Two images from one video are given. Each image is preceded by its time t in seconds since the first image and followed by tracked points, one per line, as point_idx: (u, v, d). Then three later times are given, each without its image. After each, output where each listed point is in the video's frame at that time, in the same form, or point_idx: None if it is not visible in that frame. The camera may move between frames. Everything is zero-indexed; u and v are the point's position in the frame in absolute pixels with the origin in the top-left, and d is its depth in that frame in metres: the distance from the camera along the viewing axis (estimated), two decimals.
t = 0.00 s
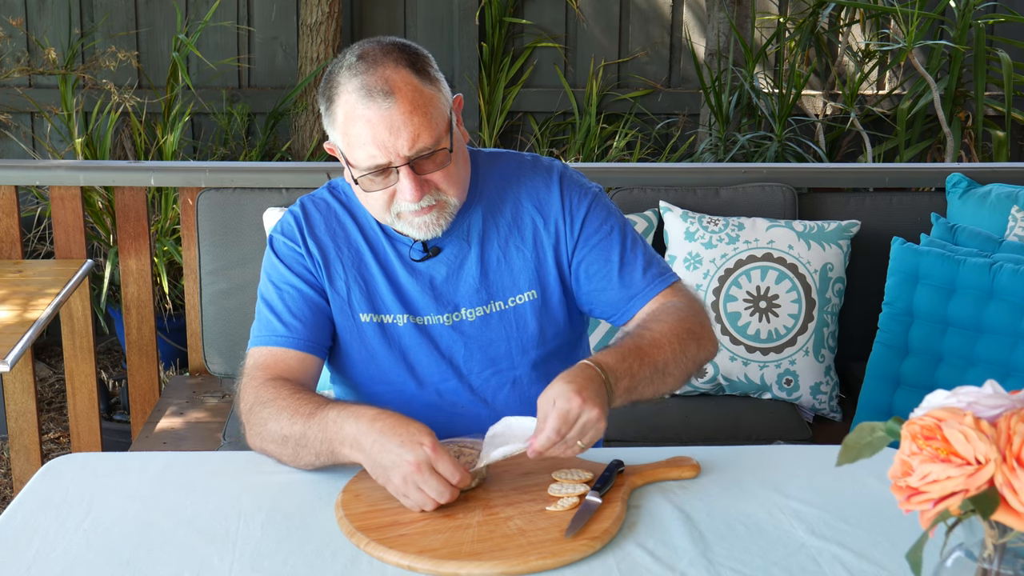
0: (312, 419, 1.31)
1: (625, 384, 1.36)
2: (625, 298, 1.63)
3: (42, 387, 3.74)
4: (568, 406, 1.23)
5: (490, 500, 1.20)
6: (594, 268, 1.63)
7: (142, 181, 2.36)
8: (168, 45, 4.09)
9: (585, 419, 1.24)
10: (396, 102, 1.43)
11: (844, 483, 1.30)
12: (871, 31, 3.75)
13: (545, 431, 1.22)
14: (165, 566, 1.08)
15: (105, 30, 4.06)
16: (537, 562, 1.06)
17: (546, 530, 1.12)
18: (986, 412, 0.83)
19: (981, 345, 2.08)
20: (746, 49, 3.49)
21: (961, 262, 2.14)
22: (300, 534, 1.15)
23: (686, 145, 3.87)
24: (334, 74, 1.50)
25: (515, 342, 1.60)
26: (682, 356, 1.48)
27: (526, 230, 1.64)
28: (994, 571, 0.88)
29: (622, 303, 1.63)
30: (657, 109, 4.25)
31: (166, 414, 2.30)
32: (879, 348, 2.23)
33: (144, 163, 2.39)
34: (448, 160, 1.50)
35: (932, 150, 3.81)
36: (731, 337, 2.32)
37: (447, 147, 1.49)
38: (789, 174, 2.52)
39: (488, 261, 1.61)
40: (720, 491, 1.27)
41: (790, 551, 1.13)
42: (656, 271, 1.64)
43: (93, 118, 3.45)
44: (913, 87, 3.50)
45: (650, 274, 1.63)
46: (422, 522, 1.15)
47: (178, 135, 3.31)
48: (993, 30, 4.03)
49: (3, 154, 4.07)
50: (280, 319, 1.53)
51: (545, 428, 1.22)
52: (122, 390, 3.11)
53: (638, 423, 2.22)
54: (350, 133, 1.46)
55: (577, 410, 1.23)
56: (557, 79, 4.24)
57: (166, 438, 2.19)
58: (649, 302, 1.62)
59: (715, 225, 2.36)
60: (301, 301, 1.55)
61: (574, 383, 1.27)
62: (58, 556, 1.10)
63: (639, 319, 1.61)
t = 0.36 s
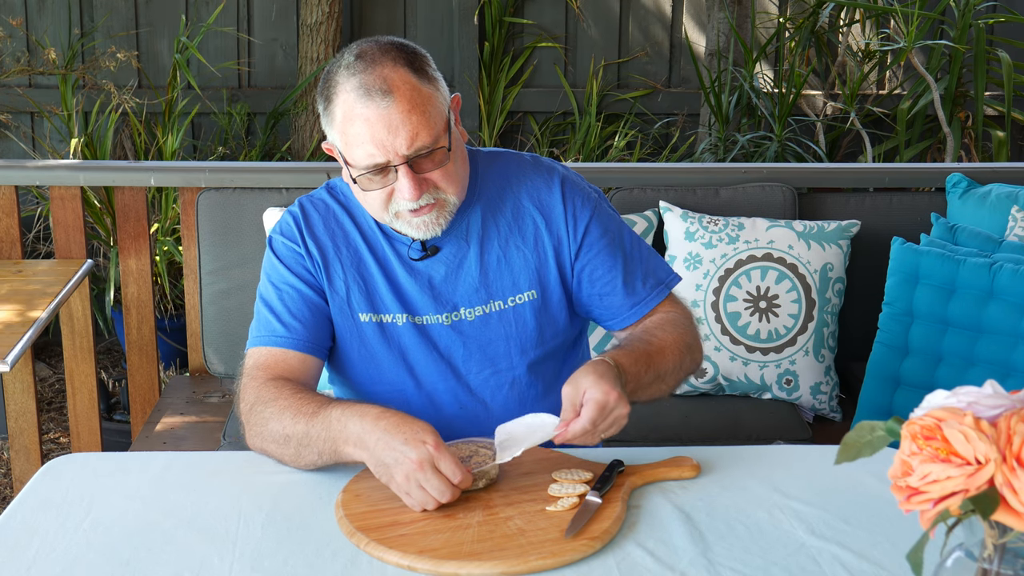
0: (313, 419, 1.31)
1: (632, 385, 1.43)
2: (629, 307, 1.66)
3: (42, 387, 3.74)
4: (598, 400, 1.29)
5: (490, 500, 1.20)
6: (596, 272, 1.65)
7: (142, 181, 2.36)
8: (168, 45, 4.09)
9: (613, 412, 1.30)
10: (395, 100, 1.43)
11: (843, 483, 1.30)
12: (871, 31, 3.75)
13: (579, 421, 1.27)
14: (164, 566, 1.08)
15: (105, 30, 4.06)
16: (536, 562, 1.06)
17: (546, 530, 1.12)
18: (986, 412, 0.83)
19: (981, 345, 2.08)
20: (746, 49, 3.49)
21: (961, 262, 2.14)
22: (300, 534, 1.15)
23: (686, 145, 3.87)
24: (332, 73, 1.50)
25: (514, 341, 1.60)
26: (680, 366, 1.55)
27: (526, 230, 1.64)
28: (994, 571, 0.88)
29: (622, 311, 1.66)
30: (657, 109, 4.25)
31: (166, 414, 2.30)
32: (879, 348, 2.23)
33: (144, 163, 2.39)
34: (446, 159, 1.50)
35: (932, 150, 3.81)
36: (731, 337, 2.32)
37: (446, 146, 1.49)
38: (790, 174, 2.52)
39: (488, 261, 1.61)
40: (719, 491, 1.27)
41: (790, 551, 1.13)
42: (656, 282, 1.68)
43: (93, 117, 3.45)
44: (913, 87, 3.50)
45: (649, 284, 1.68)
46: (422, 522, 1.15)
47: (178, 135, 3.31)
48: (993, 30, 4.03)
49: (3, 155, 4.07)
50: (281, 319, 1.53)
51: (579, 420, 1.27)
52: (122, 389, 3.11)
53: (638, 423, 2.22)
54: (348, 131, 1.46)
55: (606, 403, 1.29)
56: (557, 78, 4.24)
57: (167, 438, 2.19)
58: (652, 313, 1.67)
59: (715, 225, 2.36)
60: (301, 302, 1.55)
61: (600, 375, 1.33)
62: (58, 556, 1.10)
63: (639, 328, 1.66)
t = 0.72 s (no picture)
0: (314, 419, 1.31)
1: (631, 377, 1.42)
2: (629, 302, 1.66)
3: (42, 386, 3.74)
4: (580, 387, 1.28)
5: (490, 500, 1.20)
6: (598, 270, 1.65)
7: (142, 181, 2.36)
8: (169, 45, 4.09)
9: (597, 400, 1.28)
10: (398, 101, 1.43)
11: (843, 483, 1.30)
12: (871, 31, 3.76)
13: (561, 408, 1.24)
14: (164, 566, 1.08)
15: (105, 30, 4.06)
16: (536, 562, 1.06)
17: (546, 530, 1.12)
18: (986, 412, 0.83)
19: (981, 345, 2.08)
20: (746, 49, 3.49)
21: (961, 262, 2.14)
22: (300, 534, 1.15)
23: (686, 145, 3.87)
24: (334, 73, 1.50)
25: (515, 340, 1.59)
26: (681, 361, 1.53)
27: (527, 229, 1.64)
28: (994, 571, 0.88)
29: (624, 307, 1.66)
30: (657, 110, 4.25)
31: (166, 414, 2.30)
32: (879, 348, 2.23)
33: (144, 163, 2.39)
34: (450, 159, 1.50)
35: (932, 150, 3.81)
36: (731, 337, 2.32)
37: (449, 145, 1.49)
38: (790, 175, 2.53)
39: (489, 260, 1.61)
40: (719, 491, 1.27)
41: (790, 551, 1.13)
42: (657, 277, 1.68)
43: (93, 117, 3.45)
44: (913, 87, 3.50)
45: (651, 279, 1.67)
46: (422, 521, 1.15)
47: (178, 135, 3.31)
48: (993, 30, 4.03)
49: (3, 155, 4.07)
50: (280, 319, 1.53)
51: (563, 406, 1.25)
52: (122, 389, 3.11)
53: (638, 423, 2.22)
54: (352, 132, 1.46)
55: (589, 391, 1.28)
56: (557, 78, 4.24)
57: (167, 438, 2.19)
58: (652, 308, 1.66)
59: (715, 226, 2.36)
60: (300, 303, 1.55)
61: (587, 366, 1.33)
62: (59, 556, 1.10)
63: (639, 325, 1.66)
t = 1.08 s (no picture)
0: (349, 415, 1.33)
1: (629, 371, 1.39)
2: (630, 290, 1.62)
3: (42, 387, 3.75)
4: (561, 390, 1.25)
5: (490, 500, 1.20)
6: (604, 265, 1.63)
7: (142, 181, 2.36)
8: (169, 46, 4.09)
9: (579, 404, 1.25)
10: (420, 91, 1.44)
11: (843, 483, 1.30)
12: (871, 31, 3.76)
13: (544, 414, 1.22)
14: (165, 566, 1.08)
15: (105, 30, 4.06)
16: (537, 562, 1.06)
17: (546, 530, 1.12)
18: (986, 412, 0.83)
19: (981, 345, 2.08)
20: (746, 49, 3.49)
21: (961, 262, 2.14)
22: (300, 534, 1.15)
23: (687, 145, 3.87)
24: (356, 62, 1.51)
25: (519, 334, 1.59)
26: (686, 347, 1.48)
27: (536, 224, 1.65)
28: (994, 571, 0.88)
29: (626, 297, 1.62)
30: (657, 110, 4.26)
31: (166, 414, 2.30)
32: (880, 348, 2.23)
33: (144, 163, 2.39)
34: (467, 152, 1.50)
35: (932, 150, 3.81)
36: (731, 337, 2.32)
37: (467, 139, 1.49)
38: (790, 175, 2.53)
39: (497, 254, 1.61)
40: (720, 491, 1.27)
41: (790, 551, 1.13)
42: (661, 267, 1.64)
43: (93, 118, 3.45)
44: (913, 87, 3.50)
45: (655, 269, 1.63)
46: (422, 521, 1.15)
47: (178, 135, 3.31)
48: (993, 30, 4.03)
49: (3, 155, 4.07)
50: (292, 309, 1.54)
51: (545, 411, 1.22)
52: (122, 389, 3.11)
53: (638, 423, 2.22)
54: (371, 121, 1.46)
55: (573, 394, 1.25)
56: (557, 78, 4.24)
57: (166, 438, 2.18)
58: (651, 296, 1.61)
59: (715, 226, 2.36)
60: (311, 292, 1.56)
61: (569, 368, 1.29)
62: (59, 556, 1.10)
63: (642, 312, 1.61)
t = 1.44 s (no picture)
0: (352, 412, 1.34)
1: (636, 381, 1.38)
2: (633, 295, 1.62)
3: (42, 387, 3.75)
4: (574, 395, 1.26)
5: (490, 500, 1.20)
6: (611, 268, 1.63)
7: (142, 181, 2.36)
8: (169, 46, 4.09)
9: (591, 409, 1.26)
10: (437, 83, 1.44)
11: (843, 483, 1.30)
12: (871, 31, 3.75)
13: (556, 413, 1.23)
14: (165, 566, 1.08)
15: (105, 30, 4.06)
16: (537, 562, 1.06)
17: (546, 530, 1.12)
18: (986, 412, 0.83)
19: (982, 345, 2.08)
20: (746, 49, 3.49)
21: (961, 262, 2.14)
22: (300, 534, 1.15)
23: (686, 145, 3.87)
24: (373, 52, 1.51)
25: (523, 331, 1.59)
26: (692, 354, 1.48)
27: (544, 222, 1.64)
28: (994, 571, 0.88)
29: (631, 300, 1.62)
30: (657, 109, 4.25)
31: (166, 414, 2.30)
32: (880, 348, 2.23)
33: (144, 163, 2.39)
34: (480, 146, 1.50)
35: (932, 150, 3.81)
36: (731, 337, 2.32)
37: (480, 133, 1.49)
38: (790, 175, 2.53)
39: (503, 251, 1.61)
40: (720, 491, 1.26)
41: (790, 551, 1.13)
42: (669, 272, 1.64)
43: (93, 118, 3.45)
44: (913, 87, 3.50)
45: (662, 273, 1.63)
46: (422, 521, 1.15)
47: (177, 135, 3.31)
48: (993, 30, 4.03)
49: (3, 155, 4.07)
50: (302, 298, 1.55)
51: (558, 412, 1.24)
52: (122, 389, 3.11)
53: (638, 423, 2.22)
54: (386, 110, 1.46)
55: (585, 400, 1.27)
56: (557, 78, 4.24)
57: (166, 438, 2.18)
58: (656, 302, 1.61)
59: (715, 226, 2.36)
60: (320, 281, 1.57)
61: (585, 372, 1.30)
62: (58, 556, 1.10)
63: (646, 319, 1.61)
